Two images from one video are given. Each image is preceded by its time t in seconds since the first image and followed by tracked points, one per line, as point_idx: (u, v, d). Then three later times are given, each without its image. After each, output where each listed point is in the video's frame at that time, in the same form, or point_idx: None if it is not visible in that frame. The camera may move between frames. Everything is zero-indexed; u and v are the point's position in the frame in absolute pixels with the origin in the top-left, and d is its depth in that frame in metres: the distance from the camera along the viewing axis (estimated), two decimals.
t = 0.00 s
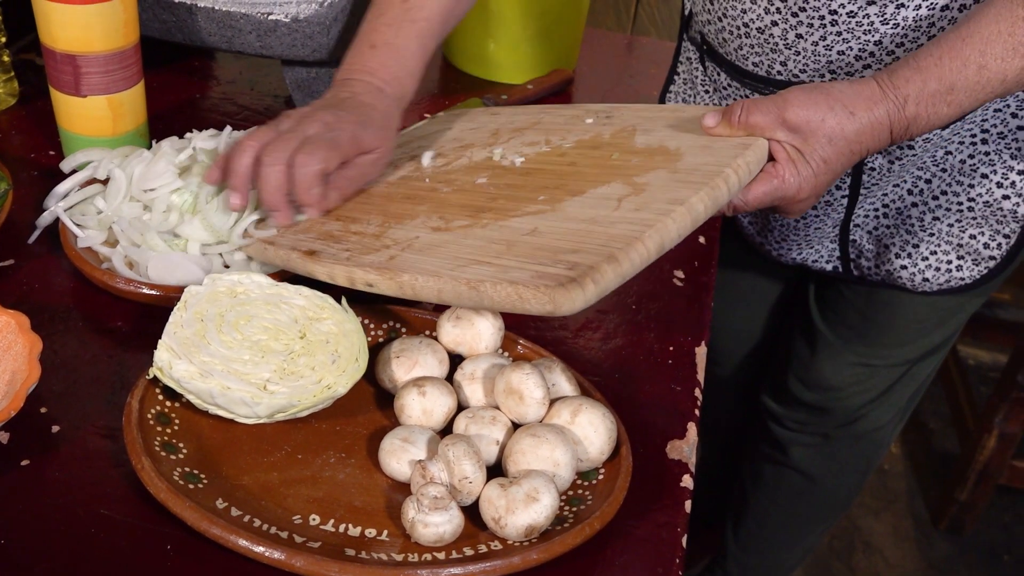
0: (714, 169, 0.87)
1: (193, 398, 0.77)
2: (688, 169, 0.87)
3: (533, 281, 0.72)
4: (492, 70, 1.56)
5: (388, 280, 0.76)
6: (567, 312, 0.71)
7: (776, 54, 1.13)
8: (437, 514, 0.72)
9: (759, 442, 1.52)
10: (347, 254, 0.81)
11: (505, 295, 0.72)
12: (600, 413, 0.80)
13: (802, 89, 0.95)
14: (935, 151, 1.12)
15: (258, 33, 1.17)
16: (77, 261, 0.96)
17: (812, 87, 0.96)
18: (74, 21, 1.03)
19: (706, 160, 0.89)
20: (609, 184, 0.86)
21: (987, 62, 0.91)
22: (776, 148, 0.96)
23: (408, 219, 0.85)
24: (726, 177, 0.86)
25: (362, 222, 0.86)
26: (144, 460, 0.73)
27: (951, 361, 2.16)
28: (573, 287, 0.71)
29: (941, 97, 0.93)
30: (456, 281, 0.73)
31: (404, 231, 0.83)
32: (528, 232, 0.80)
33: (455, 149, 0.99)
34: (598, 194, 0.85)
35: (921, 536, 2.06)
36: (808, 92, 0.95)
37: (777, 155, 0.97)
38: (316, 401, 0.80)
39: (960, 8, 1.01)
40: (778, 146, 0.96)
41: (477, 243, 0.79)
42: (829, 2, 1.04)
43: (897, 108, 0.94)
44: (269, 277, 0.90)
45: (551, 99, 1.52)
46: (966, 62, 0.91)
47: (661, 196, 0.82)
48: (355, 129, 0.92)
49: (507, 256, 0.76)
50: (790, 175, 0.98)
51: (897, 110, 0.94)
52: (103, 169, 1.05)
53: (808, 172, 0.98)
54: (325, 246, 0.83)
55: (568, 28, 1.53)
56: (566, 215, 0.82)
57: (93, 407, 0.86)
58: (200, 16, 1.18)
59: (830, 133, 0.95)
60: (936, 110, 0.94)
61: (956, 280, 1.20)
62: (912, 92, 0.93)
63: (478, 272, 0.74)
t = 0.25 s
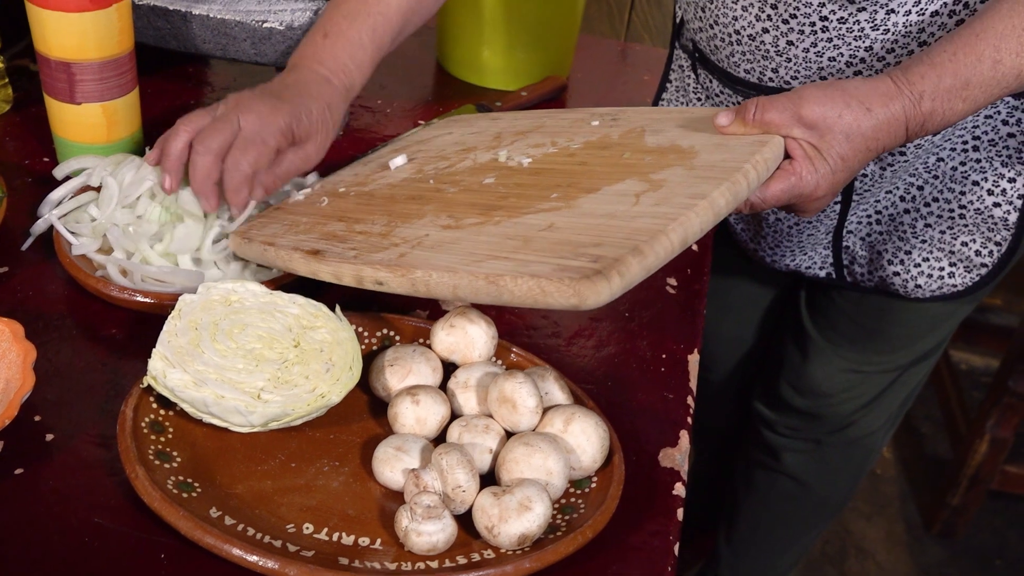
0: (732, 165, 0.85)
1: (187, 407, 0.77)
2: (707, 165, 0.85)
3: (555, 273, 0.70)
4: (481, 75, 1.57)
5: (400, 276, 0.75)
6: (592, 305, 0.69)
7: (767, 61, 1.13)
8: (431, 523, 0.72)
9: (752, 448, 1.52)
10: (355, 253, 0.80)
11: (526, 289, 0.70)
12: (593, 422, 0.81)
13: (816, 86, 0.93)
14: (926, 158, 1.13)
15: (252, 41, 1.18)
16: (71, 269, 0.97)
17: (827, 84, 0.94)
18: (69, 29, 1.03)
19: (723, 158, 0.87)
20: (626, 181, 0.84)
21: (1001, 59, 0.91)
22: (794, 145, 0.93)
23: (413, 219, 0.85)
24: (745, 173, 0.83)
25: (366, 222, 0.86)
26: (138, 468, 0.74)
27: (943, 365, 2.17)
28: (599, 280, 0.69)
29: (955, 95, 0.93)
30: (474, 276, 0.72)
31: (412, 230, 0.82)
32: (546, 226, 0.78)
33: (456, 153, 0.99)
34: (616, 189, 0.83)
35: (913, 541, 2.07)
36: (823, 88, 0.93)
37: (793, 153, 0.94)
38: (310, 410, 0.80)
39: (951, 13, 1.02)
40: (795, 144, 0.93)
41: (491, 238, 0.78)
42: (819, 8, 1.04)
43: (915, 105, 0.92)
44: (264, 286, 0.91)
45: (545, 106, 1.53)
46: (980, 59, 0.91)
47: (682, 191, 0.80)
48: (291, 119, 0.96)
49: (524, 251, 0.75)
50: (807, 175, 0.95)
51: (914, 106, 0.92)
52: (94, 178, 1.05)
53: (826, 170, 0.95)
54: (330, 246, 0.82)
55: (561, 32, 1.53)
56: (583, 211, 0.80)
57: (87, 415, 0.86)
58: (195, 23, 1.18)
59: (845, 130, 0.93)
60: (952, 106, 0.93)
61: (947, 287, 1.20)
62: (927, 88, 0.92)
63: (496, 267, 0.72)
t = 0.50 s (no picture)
0: (710, 159, 0.86)
1: (176, 414, 0.77)
2: (685, 161, 0.87)
3: (532, 268, 0.70)
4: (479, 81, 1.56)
5: (371, 274, 0.73)
6: (570, 300, 0.70)
7: (750, 63, 1.14)
8: (421, 530, 0.72)
9: (744, 453, 1.52)
10: (326, 251, 0.77)
11: (501, 284, 0.70)
12: (583, 429, 0.80)
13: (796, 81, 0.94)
14: (912, 163, 1.13)
15: (244, 46, 1.17)
16: (61, 275, 0.96)
17: (808, 79, 0.95)
18: (59, 33, 1.03)
19: (701, 153, 0.89)
20: (603, 178, 0.86)
21: (983, 58, 0.91)
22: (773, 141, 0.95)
23: (387, 218, 0.82)
24: (726, 167, 0.85)
25: (338, 222, 0.83)
26: (127, 475, 0.73)
27: (936, 370, 2.17)
28: (575, 274, 0.69)
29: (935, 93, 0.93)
30: (449, 271, 0.71)
31: (386, 228, 0.80)
32: (522, 223, 0.79)
33: (431, 153, 0.98)
34: (593, 186, 0.85)
35: (906, 545, 2.07)
36: (803, 83, 0.94)
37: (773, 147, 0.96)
38: (300, 416, 0.80)
39: (933, 18, 1.02)
40: (775, 139, 0.95)
41: (466, 236, 0.78)
42: (801, 10, 1.05)
43: (894, 101, 0.93)
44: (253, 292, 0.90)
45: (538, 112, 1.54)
46: (961, 56, 0.91)
47: (661, 185, 0.82)
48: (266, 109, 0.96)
49: (501, 247, 0.75)
50: (786, 170, 0.97)
51: (893, 103, 0.93)
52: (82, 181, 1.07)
53: (806, 167, 0.96)
54: (300, 245, 0.79)
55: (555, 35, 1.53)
56: (559, 208, 0.81)
57: (76, 421, 0.86)
58: (186, 28, 1.17)
59: (826, 126, 0.93)
60: (931, 104, 0.93)
61: (933, 294, 1.20)
62: (907, 84, 0.92)
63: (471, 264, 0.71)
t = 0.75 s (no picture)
0: (715, 165, 0.81)
1: (173, 412, 0.77)
2: (689, 166, 0.80)
3: (551, 284, 0.64)
4: (476, 83, 1.57)
5: (376, 283, 0.68)
6: (590, 318, 0.64)
7: (754, 65, 1.14)
8: (418, 528, 0.72)
9: (742, 452, 1.53)
10: (323, 256, 0.71)
11: (518, 299, 0.65)
12: (582, 427, 0.80)
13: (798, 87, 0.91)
14: (913, 163, 1.13)
15: (241, 45, 1.17)
16: (58, 274, 0.96)
17: (807, 84, 0.92)
18: (56, 33, 1.02)
19: (704, 158, 0.82)
20: (605, 180, 0.78)
21: (978, 64, 0.90)
22: (774, 145, 0.91)
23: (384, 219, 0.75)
24: (730, 173, 0.80)
25: (331, 222, 0.76)
26: (124, 474, 0.73)
27: (933, 370, 2.18)
28: (597, 291, 0.64)
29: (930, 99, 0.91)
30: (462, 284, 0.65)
31: (383, 232, 0.73)
32: (532, 231, 0.72)
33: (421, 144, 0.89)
34: (596, 189, 0.77)
35: (904, 545, 2.07)
36: (804, 89, 0.91)
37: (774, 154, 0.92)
38: (298, 415, 0.80)
39: (936, 19, 1.02)
40: (775, 145, 0.91)
41: (473, 242, 0.71)
42: (805, 12, 1.05)
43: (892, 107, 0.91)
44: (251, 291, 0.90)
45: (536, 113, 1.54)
46: (955, 63, 0.90)
47: (666, 193, 0.75)
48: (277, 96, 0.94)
49: (510, 259, 0.68)
50: (784, 176, 0.93)
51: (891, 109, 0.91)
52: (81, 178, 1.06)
53: (804, 173, 0.93)
54: (295, 248, 0.72)
55: (552, 35, 1.53)
56: (568, 215, 0.73)
57: (73, 420, 0.86)
58: (184, 28, 1.17)
59: (825, 132, 0.91)
60: (926, 110, 0.92)
61: (934, 294, 1.20)
62: (905, 92, 0.91)
63: (485, 275, 0.66)
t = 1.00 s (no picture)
0: (731, 172, 0.85)
1: (178, 417, 0.77)
2: (705, 171, 0.85)
3: (572, 289, 0.68)
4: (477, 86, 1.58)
5: (397, 279, 0.71)
6: (609, 322, 0.68)
7: (755, 70, 1.14)
8: (422, 531, 0.72)
9: (742, 454, 1.53)
10: (341, 250, 0.75)
11: (538, 303, 0.68)
12: (584, 431, 0.81)
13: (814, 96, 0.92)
14: (912, 167, 1.13)
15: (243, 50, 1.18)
16: (61, 278, 0.96)
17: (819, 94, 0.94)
18: (60, 39, 1.03)
19: (720, 163, 0.86)
20: (623, 184, 0.83)
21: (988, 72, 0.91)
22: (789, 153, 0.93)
23: (401, 213, 0.80)
24: (746, 181, 0.83)
25: (347, 213, 0.80)
26: (129, 478, 0.73)
27: (932, 372, 2.18)
28: (615, 296, 0.67)
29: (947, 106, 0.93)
30: (482, 284, 0.69)
31: (402, 227, 0.78)
32: (549, 232, 0.76)
33: (432, 135, 0.94)
34: (613, 193, 0.81)
35: (904, 547, 2.08)
36: (819, 98, 0.93)
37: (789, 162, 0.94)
38: (302, 419, 0.80)
39: (936, 24, 1.03)
40: (789, 152, 0.93)
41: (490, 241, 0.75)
42: (807, 18, 1.05)
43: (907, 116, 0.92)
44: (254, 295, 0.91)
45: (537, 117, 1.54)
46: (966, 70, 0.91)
47: (685, 199, 0.80)
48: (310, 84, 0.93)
49: (531, 260, 0.72)
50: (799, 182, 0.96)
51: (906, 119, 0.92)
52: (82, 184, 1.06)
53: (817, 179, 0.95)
54: (312, 241, 0.76)
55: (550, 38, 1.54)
56: (584, 218, 0.78)
57: (77, 424, 0.86)
58: (185, 32, 1.18)
59: (839, 141, 0.93)
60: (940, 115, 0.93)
61: (934, 295, 1.21)
62: (916, 101, 0.92)
63: (505, 276, 0.70)
